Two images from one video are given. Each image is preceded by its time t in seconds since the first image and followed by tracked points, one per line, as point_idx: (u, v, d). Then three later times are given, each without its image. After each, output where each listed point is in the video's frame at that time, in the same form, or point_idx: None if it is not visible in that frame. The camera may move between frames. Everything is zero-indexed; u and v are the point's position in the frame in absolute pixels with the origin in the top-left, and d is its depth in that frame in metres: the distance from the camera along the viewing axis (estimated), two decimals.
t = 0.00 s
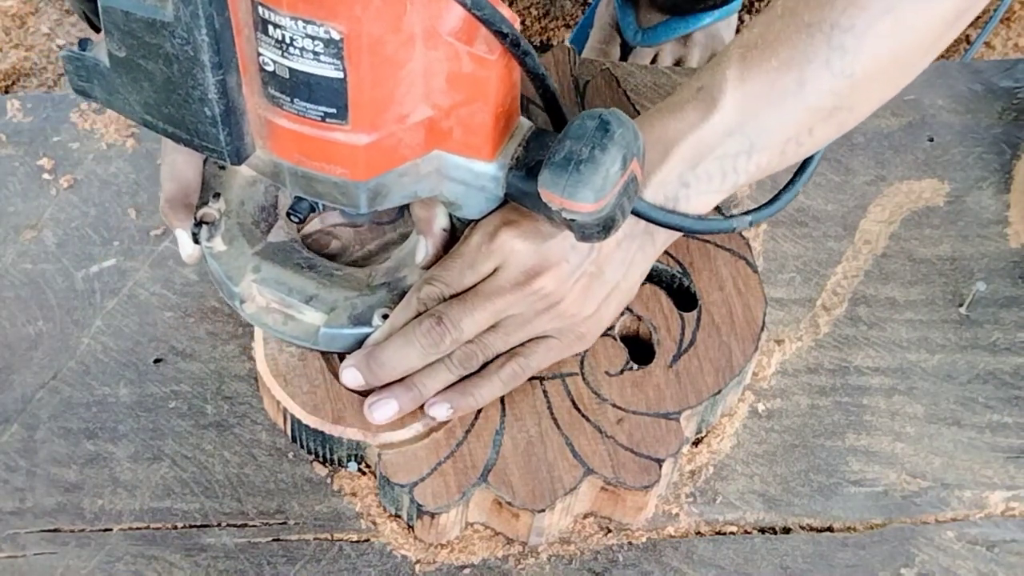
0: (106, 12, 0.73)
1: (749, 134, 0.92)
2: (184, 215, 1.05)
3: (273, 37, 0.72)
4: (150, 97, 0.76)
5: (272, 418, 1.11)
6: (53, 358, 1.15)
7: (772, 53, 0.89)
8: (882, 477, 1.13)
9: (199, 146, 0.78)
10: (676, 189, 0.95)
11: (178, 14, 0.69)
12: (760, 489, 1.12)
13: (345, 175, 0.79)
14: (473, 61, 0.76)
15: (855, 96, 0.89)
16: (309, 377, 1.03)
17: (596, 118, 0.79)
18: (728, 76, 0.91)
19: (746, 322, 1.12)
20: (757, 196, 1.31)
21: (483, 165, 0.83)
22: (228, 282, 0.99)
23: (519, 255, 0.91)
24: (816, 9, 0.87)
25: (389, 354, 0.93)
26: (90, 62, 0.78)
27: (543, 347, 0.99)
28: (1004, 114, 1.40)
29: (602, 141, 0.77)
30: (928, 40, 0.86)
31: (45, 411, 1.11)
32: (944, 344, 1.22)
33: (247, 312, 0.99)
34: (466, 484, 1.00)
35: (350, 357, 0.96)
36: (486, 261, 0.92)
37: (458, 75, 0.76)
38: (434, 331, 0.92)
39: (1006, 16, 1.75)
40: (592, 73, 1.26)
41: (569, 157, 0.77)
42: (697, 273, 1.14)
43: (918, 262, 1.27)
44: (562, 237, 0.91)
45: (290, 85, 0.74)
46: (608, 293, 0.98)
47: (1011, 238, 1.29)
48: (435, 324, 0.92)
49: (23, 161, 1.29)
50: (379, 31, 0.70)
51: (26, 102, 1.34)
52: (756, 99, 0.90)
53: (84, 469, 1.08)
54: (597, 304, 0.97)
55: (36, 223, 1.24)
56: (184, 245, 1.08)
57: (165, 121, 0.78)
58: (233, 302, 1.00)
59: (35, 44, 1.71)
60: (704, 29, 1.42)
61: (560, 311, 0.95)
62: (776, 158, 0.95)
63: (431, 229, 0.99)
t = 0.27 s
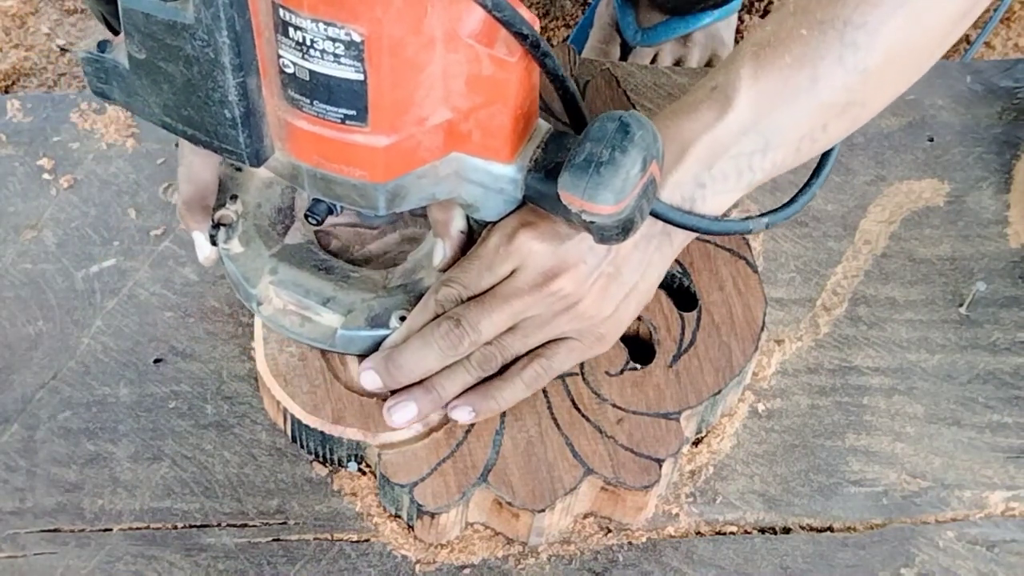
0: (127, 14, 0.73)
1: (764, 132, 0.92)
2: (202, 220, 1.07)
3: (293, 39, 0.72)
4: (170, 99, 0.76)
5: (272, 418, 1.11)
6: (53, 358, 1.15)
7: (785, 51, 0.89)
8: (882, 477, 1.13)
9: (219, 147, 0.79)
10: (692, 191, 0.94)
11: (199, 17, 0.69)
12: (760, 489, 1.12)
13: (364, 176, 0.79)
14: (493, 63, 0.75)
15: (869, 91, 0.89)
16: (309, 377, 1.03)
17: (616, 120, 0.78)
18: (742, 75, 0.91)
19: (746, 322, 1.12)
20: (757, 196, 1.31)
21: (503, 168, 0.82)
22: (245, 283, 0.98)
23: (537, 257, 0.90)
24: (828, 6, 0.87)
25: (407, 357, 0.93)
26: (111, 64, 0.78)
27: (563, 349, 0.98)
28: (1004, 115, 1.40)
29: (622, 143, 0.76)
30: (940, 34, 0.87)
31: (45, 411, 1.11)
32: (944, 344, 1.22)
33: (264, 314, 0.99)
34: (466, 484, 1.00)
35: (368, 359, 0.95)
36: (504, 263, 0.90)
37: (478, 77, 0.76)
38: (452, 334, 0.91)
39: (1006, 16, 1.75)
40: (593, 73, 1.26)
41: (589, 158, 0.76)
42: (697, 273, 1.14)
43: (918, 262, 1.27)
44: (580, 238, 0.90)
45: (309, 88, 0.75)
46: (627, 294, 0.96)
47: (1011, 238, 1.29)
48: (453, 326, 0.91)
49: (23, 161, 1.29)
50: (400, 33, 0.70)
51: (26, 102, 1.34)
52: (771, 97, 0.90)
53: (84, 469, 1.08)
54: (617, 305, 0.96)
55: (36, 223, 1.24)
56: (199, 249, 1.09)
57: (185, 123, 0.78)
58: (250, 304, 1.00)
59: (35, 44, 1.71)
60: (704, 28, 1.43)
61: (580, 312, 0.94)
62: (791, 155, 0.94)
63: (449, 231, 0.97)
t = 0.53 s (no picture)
0: (148, 21, 0.71)
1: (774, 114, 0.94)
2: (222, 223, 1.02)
3: (319, 39, 0.72)
4: (193, 105, 0.75)
5: (272, 418, 1.11)
6: (53, 358, 1.15)
7: (791, 32, 0.91)
8: (882, 477, 1.13)
9: (243, 152, 0.77)
10: (705, 175, 0.95)
11: (227, 20, 0.68)
12: (760, 489, 1.12)
13: (389, 174, 0.79)
14: (517, 56, 0.76)
15: (876, 68, 0.92)
16: (309, 377, 1.03)
17: (642, 108, 0.78)
18: (749, 58, 0.93)
19: (746, 322, 1.12)
20: (757, 196, 1.31)
21: (525, 160, 0.83)
22: (266, 287, 0.98)
23: (561, 248, 0.92)
24: None
25: (435, 354, 0.93)
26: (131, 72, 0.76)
27: (588, 338, 0.99)
28: (1004, 114, 1.40)
29: (649, 131, 0.76)
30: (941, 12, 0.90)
31: (45, 411, 1.11)
32: (945, 344, 1.22)
33: (287, 317, 0.98)
34: (466, 484, 1.00)
35: (395, 357, 0.95)
36: (529, 255, 0.92)
37: (501, 70, 0.77)
38: (480, 329, 0.93)
39: (1006, 16, 1.75)
40: (595, 70, 1.26)
41: (617, 146, 0.76)
42: (697, 273, 1.14)
43: (918, 262, 1.27)
44: (603, 228, 0.92)
45: (334, 88, 0.74)
46: (649, 282, 0.98)
47: (1011, 238, 1.29)
48: (481, 321, 0.93)
49: (23, 161, 1.29)
50: (427, 29, 0.71)
51: (26, 102, 1.34)
52: (781, 79, 0.92)
53: (84, 469, 1.08)
54: (640, 294, 0.98)
55: (36, 223, 1.24)
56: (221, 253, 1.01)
57: (208, 129, 0.76)
58: (271, 309, 0.99)
59: (35, 44, 1.71)
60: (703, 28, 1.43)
61: (605, 301, 0.96)
62: (800, 135, 0.96)
63: (470, 226, 0.98)
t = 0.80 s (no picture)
0: (171, 23, 0.72)
1: (779, 94, 0.97)
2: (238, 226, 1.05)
3: (343, 31, 0.72)
4: (215, 105, 0.75)
5: (272, 418, 1.11)
6: (53, 358, 1.15)
7: (796, 13, 0.95)
8: (882, 477, 1.13)
9: (267, 149, 0.77)
10: (713, 154, 0.97)
11: (253, 17, 0.69)
12: (759, 489, 1.12)
13: (415, 163, 0.79)
14: (539, 38, 0.76)
15: (880, 48, 0.95)
16: (309, 377, 1.03)
17: (664, 82, 0.80)
18: (754, 38, 0.96)
19: (746, 322, 1.12)
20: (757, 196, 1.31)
21: (546, 141, 0.83)
22: (289, 284, 0.97)
23: (580, 228, 0.94)
24: None
25: (461, 339, 0.94)
26: (150, 76, 0.77)
27: (606, 317, 1.01)
28: (1004, 114, 1.40)
29: (674, 104, 0.79)
30: None
31: (45, 411, 1.11)
32: (944, 344, 1.22)
33: (310, 312, 0.98)
34: (466, 484, 1.00)
35: (419, 346, 0.96)
36: (549, 237, 0.95)
37: (523, 53, 0.77)
38: (506, 313, 0.94)
39: (1006, 16, 1.75)
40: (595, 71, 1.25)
41: (645, 121, 0.79)
42: (696, 273, 1.14)
43: (918, 262, 1.27)
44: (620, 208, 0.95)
45: (358, 79, 0.74)
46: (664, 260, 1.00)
47: (1011, 238, 1.29)
48: (506, 305, 0.94)
49: (23, 161, 1.29)
50: (451, 16, 0.71)
51: (26, 102, 1.34)
52: (787, 58, 0.95)
53: (84, 469, 1.08)
54: (656, 274, 1.00)
55: (36, 223, 1.24)
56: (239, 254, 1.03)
57: (231, 129, 0.77)
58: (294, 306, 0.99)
59: (35, 44, 1.71)
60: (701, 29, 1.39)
61: (623, 282, 0.98)
62: (807, 116, 0.99)
63: (487, 212, 1.01)
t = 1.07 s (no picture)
0: (173, 12, 0.72)
1: (777, 83, 1.02)
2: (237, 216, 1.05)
3: (345, 15, 0.72)
4: (218, 93, 0.76)
5: (272, 418, 1.11)
6: (53, 358, 1.15)
7: (792, 6, 1.01)
8: (882, 477, 1.13)
9: (271, 136, 0.78)
10: (708, 140, 1.02)
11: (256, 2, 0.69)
12: (760, 489, 1.12)
13: (417, 145, 0.80)
14: (539, 16, 0.77)
15: (875, 40, 1.01)
16: (309, 377, 1.03)
17: (664, 56, 0.81)
18: (751, 29, 1.01)
19: (746, 323, 1.12)
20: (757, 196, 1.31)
21: (546, 120, 0.84)
22: (293, 271, 0.99)
23: (576, 208, 0.96)
24: None
25: (464, 322, 0.97)
26: (152, 66, 0.77)
27: (604, 299, 1.03)
28: (1004, 114, 1.40)
29: (673, 77, 0.80)
30: None
31: (45, 411, 1.11)
32: (945, 344, 1.22)
33: (314, 299, 1.00)
34: (466, 484, 1.00)
35: (424, 335, 0.99)
36: (546, 216, 0.97)
37: (523, 32, 0.77)
38: (506, 294, 0.97)
39: (1006, 16, 1.75)
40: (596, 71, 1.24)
41: (647, 95, 0.80)
42: (696, 273, 1.14)
43: (918, 262, 1.27)
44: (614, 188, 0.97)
45: (361, 63, 0.75)
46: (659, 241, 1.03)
47: (1011, 238, 1.29)
48: (506, 287, 0.97)
49: (22, 161, 1.29)
50: None
51: (26, 102, 1.34)
52: (783, 47, 1.01)
53: (84, 469, 1.08)
54: (654, 254, 1.02)
55: (36, 223, 1.24)
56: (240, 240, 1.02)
57: (234, 116, 0.77)
58: (297, 293, 1.00)
59: (35, 44, 1.71)
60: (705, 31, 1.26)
61: (621, 262, 1.00)
62: (802, 107, 1.04)
63: (486, 191, 1.03)
